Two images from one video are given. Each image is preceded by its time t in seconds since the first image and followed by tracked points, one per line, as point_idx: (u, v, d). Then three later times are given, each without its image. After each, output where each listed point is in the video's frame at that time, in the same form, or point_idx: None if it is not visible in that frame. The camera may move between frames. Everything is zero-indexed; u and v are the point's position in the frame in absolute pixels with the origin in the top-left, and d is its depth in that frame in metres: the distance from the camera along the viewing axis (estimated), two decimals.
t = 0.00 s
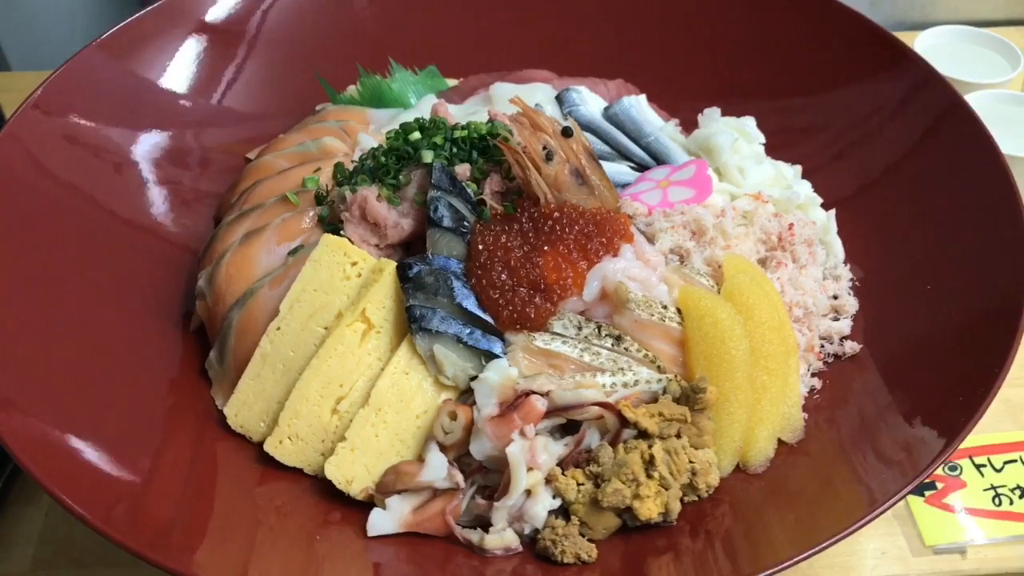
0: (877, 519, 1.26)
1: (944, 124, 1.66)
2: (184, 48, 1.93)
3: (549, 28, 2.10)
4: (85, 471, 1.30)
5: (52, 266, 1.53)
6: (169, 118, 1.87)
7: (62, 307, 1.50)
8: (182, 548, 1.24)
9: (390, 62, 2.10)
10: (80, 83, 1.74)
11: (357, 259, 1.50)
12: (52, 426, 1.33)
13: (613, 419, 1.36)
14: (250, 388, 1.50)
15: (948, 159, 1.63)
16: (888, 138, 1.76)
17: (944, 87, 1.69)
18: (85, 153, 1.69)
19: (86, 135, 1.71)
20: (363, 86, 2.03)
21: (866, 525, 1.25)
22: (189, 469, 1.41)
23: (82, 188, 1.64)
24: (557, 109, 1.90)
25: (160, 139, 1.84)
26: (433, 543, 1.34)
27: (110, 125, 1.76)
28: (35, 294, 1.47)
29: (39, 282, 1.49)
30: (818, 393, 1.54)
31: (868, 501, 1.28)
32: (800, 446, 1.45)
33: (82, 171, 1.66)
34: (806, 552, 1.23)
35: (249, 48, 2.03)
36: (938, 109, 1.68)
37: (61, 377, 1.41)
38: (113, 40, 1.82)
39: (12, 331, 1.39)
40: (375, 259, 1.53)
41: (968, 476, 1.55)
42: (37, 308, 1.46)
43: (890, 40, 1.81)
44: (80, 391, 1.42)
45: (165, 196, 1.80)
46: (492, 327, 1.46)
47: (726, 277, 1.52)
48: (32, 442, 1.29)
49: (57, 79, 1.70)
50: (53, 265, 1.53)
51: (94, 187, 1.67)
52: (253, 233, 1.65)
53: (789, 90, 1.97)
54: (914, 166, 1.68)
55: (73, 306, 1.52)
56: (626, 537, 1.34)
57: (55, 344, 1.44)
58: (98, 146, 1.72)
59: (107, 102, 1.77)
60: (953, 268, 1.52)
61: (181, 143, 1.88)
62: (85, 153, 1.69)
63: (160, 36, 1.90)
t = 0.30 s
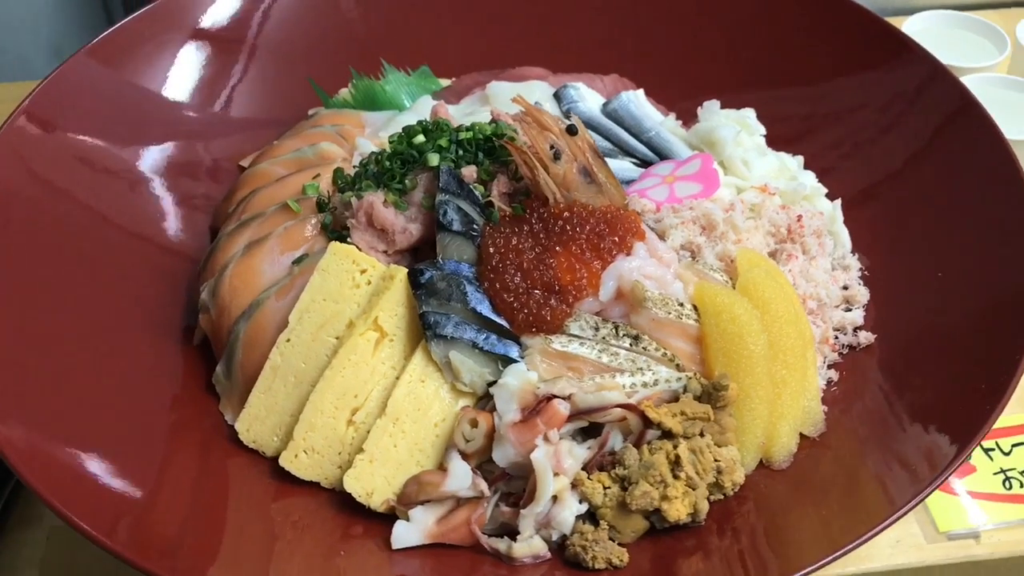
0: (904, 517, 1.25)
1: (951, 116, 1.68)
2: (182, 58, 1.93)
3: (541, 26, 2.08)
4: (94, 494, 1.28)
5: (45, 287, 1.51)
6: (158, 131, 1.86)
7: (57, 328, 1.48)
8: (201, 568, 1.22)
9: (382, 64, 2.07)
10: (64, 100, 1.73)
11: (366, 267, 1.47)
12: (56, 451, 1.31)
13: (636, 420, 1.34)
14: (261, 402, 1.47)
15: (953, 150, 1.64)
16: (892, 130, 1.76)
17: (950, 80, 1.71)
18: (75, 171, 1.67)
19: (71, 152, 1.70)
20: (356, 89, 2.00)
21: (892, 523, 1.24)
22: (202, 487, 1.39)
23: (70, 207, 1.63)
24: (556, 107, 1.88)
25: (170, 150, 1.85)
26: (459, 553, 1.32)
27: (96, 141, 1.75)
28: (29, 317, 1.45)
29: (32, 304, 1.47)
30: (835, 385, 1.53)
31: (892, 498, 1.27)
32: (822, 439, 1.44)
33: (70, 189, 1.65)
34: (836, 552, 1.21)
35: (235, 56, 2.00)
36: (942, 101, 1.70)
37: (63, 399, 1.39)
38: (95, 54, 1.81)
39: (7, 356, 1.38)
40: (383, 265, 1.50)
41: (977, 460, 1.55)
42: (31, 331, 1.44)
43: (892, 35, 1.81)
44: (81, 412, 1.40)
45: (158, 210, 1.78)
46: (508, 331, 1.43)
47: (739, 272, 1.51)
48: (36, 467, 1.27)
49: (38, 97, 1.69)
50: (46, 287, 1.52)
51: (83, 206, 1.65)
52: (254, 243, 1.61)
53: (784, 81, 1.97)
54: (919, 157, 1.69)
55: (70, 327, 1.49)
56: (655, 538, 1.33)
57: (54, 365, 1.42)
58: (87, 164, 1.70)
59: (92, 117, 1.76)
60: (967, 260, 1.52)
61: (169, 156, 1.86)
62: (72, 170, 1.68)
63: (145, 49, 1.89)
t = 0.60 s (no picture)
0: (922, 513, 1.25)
1: (950, 98, 1.70)
2: (197, 66, 1.94)
3: (535, 23, 2.08)
4: (122, 511, 1.27)
5: (54, 302, 1.49)
6: (156, 138, 1.83)
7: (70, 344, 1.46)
8: None
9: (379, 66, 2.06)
10: (63, 111, 1.70)
11: (385, 271, 1.46)
12: (80, 468, 1.30)
13: (665, 414, 1.35)
14: (283, 411, 1.46)
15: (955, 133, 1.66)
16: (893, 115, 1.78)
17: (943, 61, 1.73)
18: (81, 182, 1.65)
19: (73, 163, 1.67)
20: (356, 92, 1.99)
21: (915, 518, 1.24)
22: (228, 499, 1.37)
23: (74, 219, 1.61)
24: (558, 104, 1.88)
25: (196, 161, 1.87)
26: (493, 554, 1.31)
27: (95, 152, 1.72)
28: (43, 335, 1.43)
29: (44, 320, 1.45)
30: (854, 371, 1.54)
31: (918, 491, 1.26)
32: (845, 426, 1.45)
33: (73, 201, 1.62)
34: (863, 547, 1.21)
35: (228, 59, 1.98)
36: (939, 83, 1.72)
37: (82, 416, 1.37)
38: (87, 63, 1.78)
39: (23, 374, 1.35)
40: (401, 269, 1.48)
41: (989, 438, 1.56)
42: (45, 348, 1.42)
43: (889, 21, 1.83)
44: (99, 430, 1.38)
45: (161, 218, 1.75)
46: (530, 330, 1.43)
47: (757, 263, 1.52)
48: (61, 486, 1.26)
49: (37, 109, 1.66)
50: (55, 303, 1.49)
51: (89, 219, 1.63)
52: (267, 251, 1.60)
53: (782, 71, 1.98)
54: (921, 140, 1.71)
55: (84, 342, 1.47)
56: (688, 531, 1.33)
57: (70, 382, 1.40)
58: (92, 175, 1.68)
59: (89, 126, 1.73)
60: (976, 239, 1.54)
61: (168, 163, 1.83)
62: (73, 182, 1.64)
63: (138, 56, 1.86)
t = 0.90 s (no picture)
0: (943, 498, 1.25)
1: (941, 79, 1.73)
2: (205, 73, 1.94)
3: (526, 19, 2.08)
4: (144, 524, 1.25)
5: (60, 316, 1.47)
6: (151, 145, 1.81)
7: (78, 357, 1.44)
8: None
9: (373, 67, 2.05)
10: (59, 121, 1.68)
11: (396, 272, 1.45)
12: (98, 483, 1.28)
13: (686, 405, 1.35)
14: (300, 418, 1.45)
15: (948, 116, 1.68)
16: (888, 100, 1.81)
17: (932, 44, 1.76)
18: (79, 194, 1.63)
19: (69, 171, 1.64)
20: (350, 94, 1.98)
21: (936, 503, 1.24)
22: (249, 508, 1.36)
23: (75, 231, 1.59)
24: (555, 100, 1.88)
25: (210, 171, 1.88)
26: (520, 553, 1.31)
27: (91, 160, 1.70)
28: (52, 350, 1.41)
29: (50, 335, 1.43)
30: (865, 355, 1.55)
31: (937, 474, 1.27)
32: (862, 410, 1.46)
33: (71, 212, 1.60)
34: (887, 534, 1.21)
35: (220, 63, 1.96)
36: (930, 67, 1.75)
37: (96, 431, 1.36)
38: (77, 68, 1.75)
39: (34, 390, 1.34)
40: (414, 270, 1.49)
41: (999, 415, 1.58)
42: (53, 363, 1.40)
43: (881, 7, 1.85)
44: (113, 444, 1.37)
45: (160, 228, 1.73)
46: (546, 326, 1.43)
47: (766, 252, 1.53)
48: (81, 501, 1.24)
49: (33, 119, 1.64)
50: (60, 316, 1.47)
51: (91, 231, 1.61)
52: (273, 257, 1.59)
53: (774, 60, 1.99)
54: (918, 124, 1.73)
55: (93, 356, 1.46)
56: (714, 521, 1.33)
57: (81, 397, 1.39)
58: (90, 186, 1.66)
59: (84, 134, 1.70)
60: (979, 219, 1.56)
61: (164, 170, 1.81)
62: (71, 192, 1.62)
63: (130, 62, 1.84)
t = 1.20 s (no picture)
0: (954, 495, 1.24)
1: (933, 68, 1.74)
2: (206, 81, 1.92)
3: (514, 18, 2.07)
4: (160, 542, 1.23)
5: (61, 335, 1.44)
6: (143, 153, 1.78)
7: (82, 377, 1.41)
8: None
9: (363, 71, 2.04)
10: (53, 132, 1.65)
11: (404, 279, 1.44)
12: (112, 506, 1.26)
13: (703, 402, 1.35)
14: (311, 429, 1.43)
15: (942, 103, 1.70)
16: (881, 89, 1.82)
17: (921, 33, 1.78)
18: (74, 210, 1.60)
19: (62, 185, 1.61)
20: (341, 99, 1.96)
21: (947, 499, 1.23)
22: (264, 523, 1.35)
23: (71, 247, 1.56)
24: (549, 100, 1.87)
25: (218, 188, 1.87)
26: (543, 556, 1.31)
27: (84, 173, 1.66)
28: (57, 370, 1.39)
29: (54, 355, 1.41)
30: (872, 345, 1.56)
31: (946, 472, 1.26)
32: (873, 399, 1.46)
33: (66, 228, 1.57)
34: (901, 530, 1.20)
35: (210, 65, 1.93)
36: (920, 55, 1.77)
37: (105, 452, 1.33)
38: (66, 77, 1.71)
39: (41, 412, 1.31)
40: (421, 276, 1.48)
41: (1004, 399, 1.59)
42: (58, 384, 1.37)
43: None
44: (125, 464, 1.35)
45: (155, 240, 1.71)
46: (557, 328, 1.42)
47: (772, 245, 1.53)
48: (97, 525, 1.22)
49: (25, 131, 1.60)
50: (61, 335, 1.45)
51: (89, 247, 1.59)
52: (275, 267, 1.57)
53: (764, 51, 2.00)
54: (912, 112, 1.75)
55: (97, 374, 1.43)
56: (734, 516, 1.34)
57: (88, 417, 1.36)
58: (85, 200, 1.63)
59: (75, 146, 1.67)
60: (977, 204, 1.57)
61: (157, 180, 1.78)
62: (64, 208, 1.59)
63: (117, 69, 1.80)
